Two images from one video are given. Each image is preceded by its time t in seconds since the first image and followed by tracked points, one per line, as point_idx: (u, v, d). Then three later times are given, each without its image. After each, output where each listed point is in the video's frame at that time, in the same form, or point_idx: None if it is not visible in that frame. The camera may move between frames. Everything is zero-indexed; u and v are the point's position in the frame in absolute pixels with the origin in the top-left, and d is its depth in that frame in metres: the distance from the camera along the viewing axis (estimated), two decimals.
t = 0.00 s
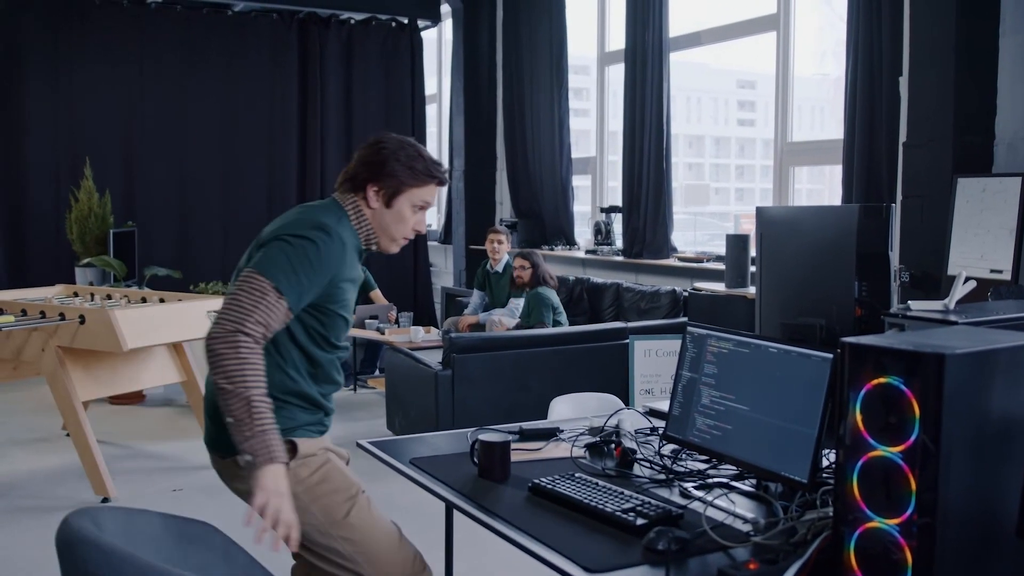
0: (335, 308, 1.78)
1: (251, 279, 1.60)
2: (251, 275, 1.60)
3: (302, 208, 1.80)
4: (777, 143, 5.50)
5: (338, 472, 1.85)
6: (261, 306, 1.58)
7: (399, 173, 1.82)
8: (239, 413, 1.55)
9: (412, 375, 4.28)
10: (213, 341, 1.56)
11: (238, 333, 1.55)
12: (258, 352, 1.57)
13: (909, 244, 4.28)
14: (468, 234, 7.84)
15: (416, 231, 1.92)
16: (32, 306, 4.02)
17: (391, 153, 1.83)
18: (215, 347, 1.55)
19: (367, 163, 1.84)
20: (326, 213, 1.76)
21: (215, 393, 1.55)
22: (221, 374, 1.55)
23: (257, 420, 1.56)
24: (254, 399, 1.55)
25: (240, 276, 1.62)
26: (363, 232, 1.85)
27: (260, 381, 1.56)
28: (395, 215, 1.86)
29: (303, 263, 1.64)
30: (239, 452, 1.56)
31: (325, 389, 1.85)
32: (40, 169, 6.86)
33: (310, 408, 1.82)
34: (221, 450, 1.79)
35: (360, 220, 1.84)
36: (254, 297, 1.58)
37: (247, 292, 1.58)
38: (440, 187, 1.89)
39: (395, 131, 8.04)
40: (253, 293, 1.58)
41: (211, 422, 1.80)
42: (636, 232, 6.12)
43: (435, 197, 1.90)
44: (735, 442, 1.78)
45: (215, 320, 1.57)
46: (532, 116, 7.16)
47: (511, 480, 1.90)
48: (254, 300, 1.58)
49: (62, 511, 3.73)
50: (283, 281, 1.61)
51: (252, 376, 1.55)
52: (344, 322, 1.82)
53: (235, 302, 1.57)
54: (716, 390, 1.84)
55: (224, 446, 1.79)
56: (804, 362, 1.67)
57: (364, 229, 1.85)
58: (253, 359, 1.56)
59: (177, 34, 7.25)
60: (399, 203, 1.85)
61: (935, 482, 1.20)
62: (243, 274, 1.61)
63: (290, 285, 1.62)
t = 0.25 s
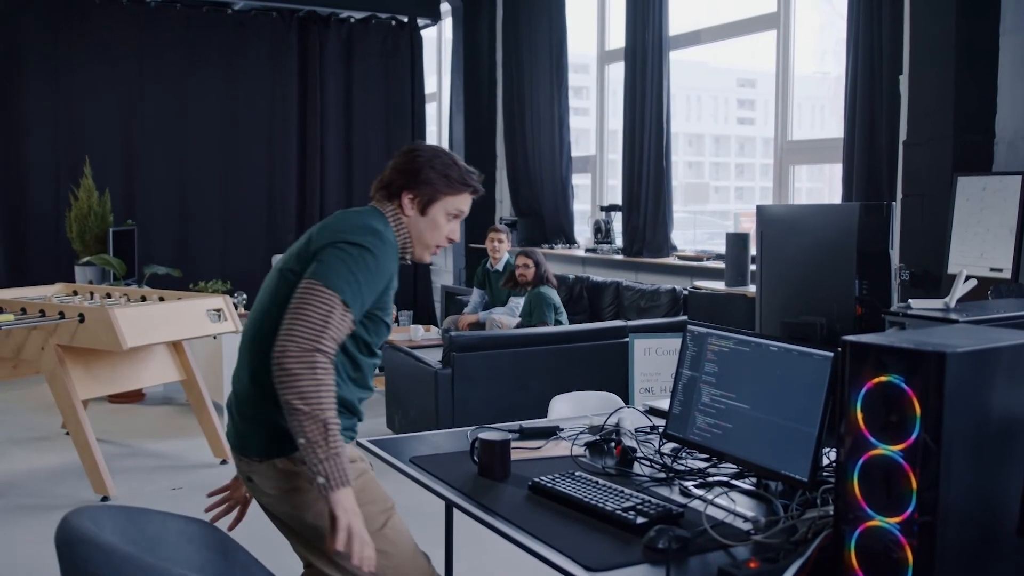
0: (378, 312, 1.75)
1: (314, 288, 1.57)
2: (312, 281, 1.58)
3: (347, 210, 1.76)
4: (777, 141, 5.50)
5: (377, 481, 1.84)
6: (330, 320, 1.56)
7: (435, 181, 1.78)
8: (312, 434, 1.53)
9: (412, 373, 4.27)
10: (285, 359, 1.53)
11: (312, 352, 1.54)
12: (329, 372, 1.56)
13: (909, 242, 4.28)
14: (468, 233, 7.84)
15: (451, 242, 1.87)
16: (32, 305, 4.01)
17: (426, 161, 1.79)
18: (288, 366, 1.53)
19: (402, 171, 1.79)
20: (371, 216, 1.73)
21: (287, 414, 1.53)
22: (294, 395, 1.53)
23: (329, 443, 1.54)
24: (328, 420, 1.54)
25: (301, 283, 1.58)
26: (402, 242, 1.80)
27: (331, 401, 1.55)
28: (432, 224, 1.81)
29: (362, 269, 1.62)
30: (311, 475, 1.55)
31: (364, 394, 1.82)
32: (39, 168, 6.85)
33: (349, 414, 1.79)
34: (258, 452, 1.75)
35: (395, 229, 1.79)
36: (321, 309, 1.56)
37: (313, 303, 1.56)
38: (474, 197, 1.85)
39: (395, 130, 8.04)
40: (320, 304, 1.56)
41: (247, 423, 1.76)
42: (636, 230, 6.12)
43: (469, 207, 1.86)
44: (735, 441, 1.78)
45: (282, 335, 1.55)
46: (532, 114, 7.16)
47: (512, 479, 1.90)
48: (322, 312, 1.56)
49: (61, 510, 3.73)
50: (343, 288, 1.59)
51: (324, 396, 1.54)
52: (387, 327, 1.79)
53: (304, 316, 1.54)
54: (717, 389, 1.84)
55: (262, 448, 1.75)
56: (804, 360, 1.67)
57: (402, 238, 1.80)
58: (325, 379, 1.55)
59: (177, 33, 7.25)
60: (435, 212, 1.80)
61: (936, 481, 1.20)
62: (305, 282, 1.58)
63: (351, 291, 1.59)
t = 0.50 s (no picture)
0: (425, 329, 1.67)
1: (384, 309, 1.49)
2: (381, 301, 1.49)
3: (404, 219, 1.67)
4: (776, 138, 5.50)
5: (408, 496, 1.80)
6: (399, 350, 1.48)
7: (485, 200, 1.68)
8: (365, 470, 1.44)
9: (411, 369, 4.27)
10: (355, 386, 1.45)
11: (381, 383, 1.47)
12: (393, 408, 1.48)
13: (908, 238, 4.28)
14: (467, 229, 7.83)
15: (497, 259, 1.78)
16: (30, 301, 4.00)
17: (476, 177, 1.69)
18: (356, 395, 1.45)
19: (450, 185, 1.69)
20: (426, 230, 1.64)
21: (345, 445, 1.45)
22: (356, 426, 1.44)
23: (379, 482, 1.45)
24: (385, 459, 1.46)
25: (370, 301, 1.50)
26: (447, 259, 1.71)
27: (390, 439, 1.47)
28: (479, 242, 1.71)
29: (426, 291, 1.54)
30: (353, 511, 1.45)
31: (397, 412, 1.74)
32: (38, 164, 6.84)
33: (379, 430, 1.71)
34: (290, 457, 1.66)
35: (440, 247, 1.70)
36: (392, 337, 1.48)
37: (382, 327, 1.48)
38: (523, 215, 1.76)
39: (394, 127, 8.03)
40: (391, 330, 1.48)
41: (279, 424, 1.65)
42: (635, 227, 6.12)
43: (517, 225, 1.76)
44: (734, 437, 1.78)
45: (352, 359, 1.47)
46: (530, 110, 7.15)
47: (511, 475, 1.90)
48: (392, 339, 1.48)
49: (60, 506, 3.72)
50: (408, 309, 1.50)
51: (384, 428, 1.46)
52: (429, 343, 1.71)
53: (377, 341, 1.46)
54: (715, 384, 1.84)
55: (293, 454, 1.66)
56: (803, 357, 1.66)
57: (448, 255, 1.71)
58: (387, 414, 1.47)
59: (175, 28, 7.23)
60: (483, 230, 1.70)
61: (935, 477, 1.20)
62: (374, 302, 1.49)
63: (417, 316, 1.52)
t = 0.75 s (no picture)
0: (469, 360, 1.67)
1: (448, 345, 1.48)
2: (447, 334, 1.49)
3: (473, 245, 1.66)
4: (773, 130, 5.49)
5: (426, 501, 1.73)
6: (454, 391, 1.48)
7: (551, 231, 1.66)
8: (395, 509, 1.44)
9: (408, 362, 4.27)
10: (407, 421, 1.45)
11: (433, 422, 1.47)
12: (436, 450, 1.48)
13: (905, 230, 4.28)
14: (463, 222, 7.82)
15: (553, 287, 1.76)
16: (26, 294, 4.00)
17: (543, 208, 1.67)
18: (408, 429, 1.45)
19: (513, 214, 1.66)
20: (489, 260, 1.63)
21: (386, 478, 1.44)
22: (400, 461, 1.44)
23: (407, 521, 1.45)
24: (417, 505, 1.45)
25: (436, 331, 1.49)
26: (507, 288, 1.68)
27: (428, 484, 1.47)
28: (540, 272, 1.69)
29: (486, 331, 1.54)
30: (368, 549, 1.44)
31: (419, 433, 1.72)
32: (34, 158, 6.82)
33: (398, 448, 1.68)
34: (317, 457, 1.61)
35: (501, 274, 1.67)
36: (451, 375, 1.48)
37: (445, 363, 1.47)
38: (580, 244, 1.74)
39: (390, 119, 8.01)
40: (451, 369, 1.48)
41: (310, 421, 1.60)
42: (632, 219, 6.12)
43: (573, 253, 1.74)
44: (731, 429, 1.78)
45: (409, 390, 1.46)
46: (526, 102, 7.14)
47: (507, 467, 1.90)
48: (450, 377, 1.48)
49: (57, 499, 3.72)
50: (468, 350, 1.50)
51: (426, 470, 1.46)
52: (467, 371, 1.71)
53: (436, 376, 1.46)
54: (712, 376, 1.84)
55: (319, 455, 1.61)
56: (801, 349, 1.67)
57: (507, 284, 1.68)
58: (430, 454, 1.46)
59: (170, 20, 7.20)
60: (547, 262, 1.68)
61: (932, 469, 1.20)
62: (439, 335, 1.49)
63: (476, 356, 1.51)
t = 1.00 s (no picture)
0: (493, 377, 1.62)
1: (483, 364, 1.44)
2: (485, 353, 1.44)
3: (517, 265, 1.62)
4: (770, 124, 5.49)
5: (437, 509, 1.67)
6: (482, 413, 1.44)
7: (588, 255, 1.61)
8: (404, 521, 1.41)
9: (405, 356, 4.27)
10: (431, 435, 1.41)
11: (456, 440, 1.42)
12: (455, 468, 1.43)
13: (902, 224, 4.29)
14: (460, 217, 7.80)
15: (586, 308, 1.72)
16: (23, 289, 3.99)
17: (580, 231, 1.62)
18: (431, 445, 1.40)
19: (546, 237, 1.61)
20: (527, 281, 1.58)
21: (400, 487, 1.40)
22: (418, 474, 1.40)
23: (416, 533, 1.42)
24: (427, 521, 1.42)
25: (473, 347, 1.45)
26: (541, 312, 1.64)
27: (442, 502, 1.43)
28: (575, 295, 1.65)
29: (519, 355, 1.50)
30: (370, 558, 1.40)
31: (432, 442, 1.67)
32: (30, 152, 6.80)
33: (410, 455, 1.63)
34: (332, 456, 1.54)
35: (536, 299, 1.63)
36: (481, 396, 1.43)
37: (478, 383, 1.43)
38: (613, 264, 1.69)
39: (387, 114, 8.00)
40: (481, 390, 1.44)
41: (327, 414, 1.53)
42: (629, 213, 6.11)
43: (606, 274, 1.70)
44: (728, 422, 1.78)
45: (437, 403, 1.42)
46: (524, 98, 7.13)
47: (505, 461, 1.90)
48: (480, 397, 1.44)
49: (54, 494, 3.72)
50: (502, 373, 1.46)
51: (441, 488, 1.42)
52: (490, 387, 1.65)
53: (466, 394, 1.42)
54: (709, 370, 1.84)
55: (332, 454, 1.54)
56: (799, 342, 1.66)
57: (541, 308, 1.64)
58: (448, 472, 1.42)
59: (166, 14, 7.18)
60: (582, 284, 1.64)
61: (929, 462, 1.20)
62: (475, 352, 1.44)
63: (508, 379, 1.47)
